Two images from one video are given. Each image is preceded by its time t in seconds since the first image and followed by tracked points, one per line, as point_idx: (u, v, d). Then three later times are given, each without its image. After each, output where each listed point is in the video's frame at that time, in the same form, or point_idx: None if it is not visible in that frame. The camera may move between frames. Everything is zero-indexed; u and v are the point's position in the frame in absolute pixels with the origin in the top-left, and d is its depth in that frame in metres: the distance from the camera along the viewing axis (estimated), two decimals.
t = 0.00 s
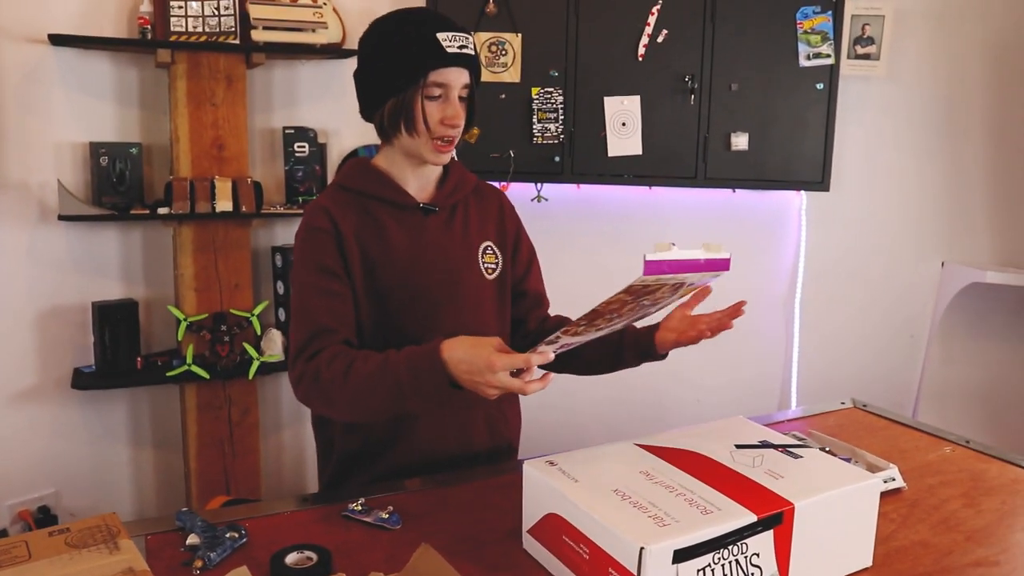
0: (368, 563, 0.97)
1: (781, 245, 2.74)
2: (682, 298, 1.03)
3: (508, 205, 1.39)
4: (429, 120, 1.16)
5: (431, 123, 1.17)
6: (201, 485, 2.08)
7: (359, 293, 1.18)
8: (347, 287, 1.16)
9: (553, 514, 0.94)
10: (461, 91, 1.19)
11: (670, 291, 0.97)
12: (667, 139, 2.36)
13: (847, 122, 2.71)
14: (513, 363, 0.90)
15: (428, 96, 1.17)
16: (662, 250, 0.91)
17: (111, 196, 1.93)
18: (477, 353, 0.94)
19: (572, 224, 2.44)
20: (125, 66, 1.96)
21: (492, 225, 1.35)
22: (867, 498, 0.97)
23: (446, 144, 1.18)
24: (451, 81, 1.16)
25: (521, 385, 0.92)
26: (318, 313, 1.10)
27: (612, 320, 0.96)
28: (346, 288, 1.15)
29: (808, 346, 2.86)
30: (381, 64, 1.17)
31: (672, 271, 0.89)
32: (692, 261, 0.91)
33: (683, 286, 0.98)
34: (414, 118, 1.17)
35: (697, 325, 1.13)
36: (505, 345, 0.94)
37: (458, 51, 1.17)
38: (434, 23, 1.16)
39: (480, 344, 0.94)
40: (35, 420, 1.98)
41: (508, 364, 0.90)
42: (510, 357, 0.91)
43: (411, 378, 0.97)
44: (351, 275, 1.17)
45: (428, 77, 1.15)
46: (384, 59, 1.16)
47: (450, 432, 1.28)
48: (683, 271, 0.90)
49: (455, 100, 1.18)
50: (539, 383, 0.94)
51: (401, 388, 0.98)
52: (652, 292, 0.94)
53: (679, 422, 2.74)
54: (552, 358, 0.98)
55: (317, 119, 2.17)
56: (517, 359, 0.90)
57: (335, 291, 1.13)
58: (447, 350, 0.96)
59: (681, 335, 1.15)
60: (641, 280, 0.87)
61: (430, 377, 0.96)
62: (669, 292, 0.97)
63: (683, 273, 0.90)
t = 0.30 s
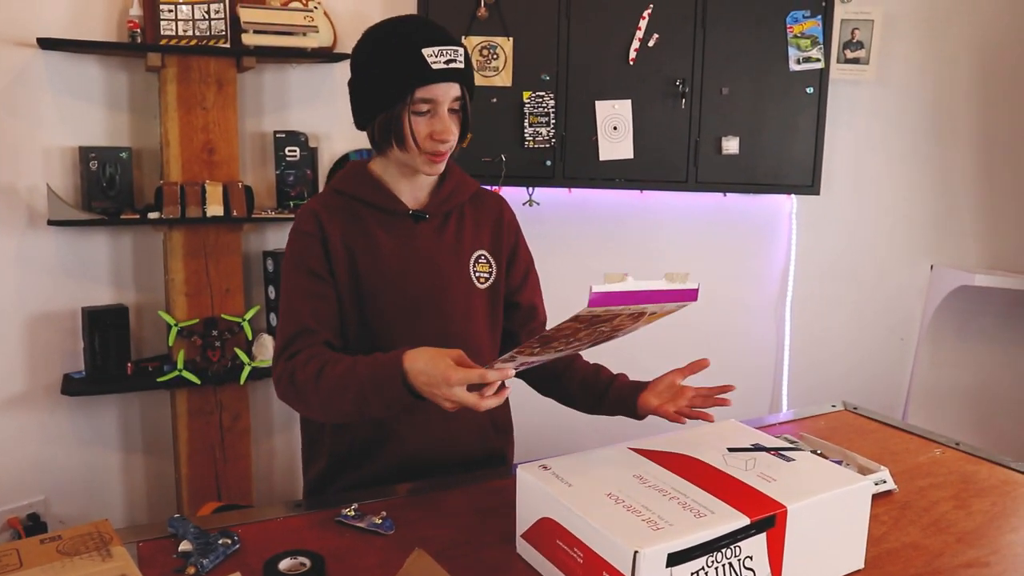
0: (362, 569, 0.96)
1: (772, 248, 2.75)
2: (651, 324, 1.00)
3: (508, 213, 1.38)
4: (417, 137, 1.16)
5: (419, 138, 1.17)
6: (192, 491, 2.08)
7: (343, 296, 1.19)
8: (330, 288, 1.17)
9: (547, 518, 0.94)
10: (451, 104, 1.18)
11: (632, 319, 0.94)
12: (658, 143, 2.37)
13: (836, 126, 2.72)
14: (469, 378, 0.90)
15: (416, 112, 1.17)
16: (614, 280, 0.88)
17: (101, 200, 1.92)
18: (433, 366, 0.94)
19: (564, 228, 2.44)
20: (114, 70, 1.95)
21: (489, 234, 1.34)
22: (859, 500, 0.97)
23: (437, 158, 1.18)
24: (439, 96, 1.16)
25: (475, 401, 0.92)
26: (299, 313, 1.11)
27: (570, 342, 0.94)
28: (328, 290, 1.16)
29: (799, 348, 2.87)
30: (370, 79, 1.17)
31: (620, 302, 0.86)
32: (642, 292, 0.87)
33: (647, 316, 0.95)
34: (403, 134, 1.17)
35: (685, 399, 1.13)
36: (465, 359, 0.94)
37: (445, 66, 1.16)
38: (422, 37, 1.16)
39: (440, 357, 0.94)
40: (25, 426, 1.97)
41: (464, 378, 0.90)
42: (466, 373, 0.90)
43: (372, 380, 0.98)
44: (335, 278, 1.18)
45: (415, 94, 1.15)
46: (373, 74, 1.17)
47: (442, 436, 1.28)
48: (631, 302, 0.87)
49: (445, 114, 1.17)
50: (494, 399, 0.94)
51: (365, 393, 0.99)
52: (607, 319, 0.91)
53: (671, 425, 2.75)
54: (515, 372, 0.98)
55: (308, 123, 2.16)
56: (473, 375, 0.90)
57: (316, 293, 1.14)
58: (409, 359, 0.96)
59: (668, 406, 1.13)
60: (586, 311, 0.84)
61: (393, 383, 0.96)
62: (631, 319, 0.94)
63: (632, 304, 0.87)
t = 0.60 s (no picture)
0: None
1: (773, 252, 2.75)
2: (637, 316, 1.00)
3: (517, 216, 1.36)
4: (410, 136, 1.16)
5: (413, 136, 1.16)
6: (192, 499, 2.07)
7: (342, 297, 1.19)
8: (329, 289, 1.17)
9: (550, 525, 0.94)
10: (447, 105, 1.17)
11: (612, 308, 0.94)
12: (657, 147, 2.37)
13: (836, 130, 2.73)
14: (447, 369, 0.89)
15: (411, 112, 1.16)
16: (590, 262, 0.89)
17: (100, 208, 1.92)
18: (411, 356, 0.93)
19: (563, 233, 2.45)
20: (114, 78, 1.95)
21: (494, 236, 1.32)
22: (864, 505, 0.97)
23: (433, 157, 1.17)
24: (432, 95, 1.15)
25: (454, 392, 0.92)
26: (297, 313, 1.13)
27: (550, 330, 0.94)
28: (326, 291, 1.17)
29: (801, 353, 2.86)
30: (366, 81, 1.18)
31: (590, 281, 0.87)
32: (617, 275, 0.88)
33: (628, 305, 0.95)
34: (398, 133, 1.17)
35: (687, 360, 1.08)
36: (445, 351, 0.94)
37: (438, 65, 1.15)
38: (415, 38, 1.16)
39: (422, 348, 0.94)
40: (25, 435, 1.97)
41: (442, 369, 0.90)
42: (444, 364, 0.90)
43: (355, 372, 0.98)
44: (334, 280, 1.18)
45: (409, 93, 1.15)
46: (369, 76, 1.17)
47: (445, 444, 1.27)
48: (604, 284, 0.87)
49: (439, 114, 1.16)
50: (473, 390, 0.93)
51: (349, 385, 0.99)
52: (584, 305, 0.92)
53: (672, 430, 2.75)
54: (499, 364, 0.98)
55: (308, 130, 2.16)
56: (451, 366, 0.89)
57: (314, 294, 1.15)
58: (390, 350, 0.96)
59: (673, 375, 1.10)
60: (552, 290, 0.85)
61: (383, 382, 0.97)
62: (611, 308, 0.95)
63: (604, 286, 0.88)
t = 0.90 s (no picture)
0: None
1: (778, 255, 2.74)
2: (627, 291, 1.00)
3: (524, 213, 1.34)
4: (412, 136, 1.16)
5: (415, 136, 1.16)
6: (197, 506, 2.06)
7: (348, 298, 1.20)
8: (335, 290, 1.18)
9: (557, 531, 0.93)
10: (447, 105, 1.17)
11: (600, 287, 0.94)
12: (661, 151, 2.36)
13: (841, 133, 2.72)
14: (443, 362, 0.91)
15: (412, 113, 1.16)
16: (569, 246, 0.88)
17: (104, 215, 1.92)
18: (410, 352, 0.95)
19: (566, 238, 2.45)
20: (118, 85, 1.95)
21: (501, 234, 1.31)
22: (874, 510, 0.96)
23: (437, 157, 1.17)
24: (432, 96, 1.15)
25: (453, 385, 0.93)
26: (303, 313, 1.14)
27: (540, 317, 0.93)
28: (333, 292, 1.18)
29: (807, 357, 2.85)
30: (367, 83, 1.18)
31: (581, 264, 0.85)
32: (604, 254, 0.88)
33: (617, 281, 0.95)
34: (399, 134, 1.17)
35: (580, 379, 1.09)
36: (442, 346, 0.95)
37: (437, 66, 1.15)
38: (414, 39, 1.16)
39: (420, 344, 0.96)
40: (29, 443, 1.96)
41: (439, 363, 0.91)
42: (440, 358, 0.92)
43: (354, 370, 1.00)
44: (340, 280, 1.19)
45: (410, 95, 1.15)
46: (369, 78, 1.17)
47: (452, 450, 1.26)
48: (594, 265, 0.87)
49: (440, 114, 1.16)
50: (471, 381, 0.94)
51: (349, 384, 1.02)
52: (572, 289, 0.91)
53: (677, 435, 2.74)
54: (495, 353, 0.97)
55: (311, 136, 2.16)
56: (446, 360, 0.91)
57: (320, 295, 1.16)
58: (388, 348, 0.98)
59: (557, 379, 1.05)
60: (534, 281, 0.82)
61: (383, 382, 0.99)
62: (599, 287, 0.94)
63: (595, 266, 0.87)
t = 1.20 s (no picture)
0: None
1: (778, 258, 2.73)
2: (623, 304, 0.97)
3: (525, 220, 1.32)
4: (413, 138, 1.16)
5: (416, 139, 1.16)
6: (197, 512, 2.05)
7: (348, 303, 1.20)
8: (334, 295, 1.18)
9: (562, 537, 0.92)
10: (448, 109, 1.17)
11: (592, 297, 0.91)
12: (661, 154, 2.36)
13: (841, 136, 2.72)
14: (433, 369, 0.91)
15: (413, 115, 1.16)
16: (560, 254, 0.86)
17: (104, 220, 1.91)
18: (403, 356, 0.95)
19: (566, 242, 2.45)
20: (117, 91, 1.95)
21: (502, 240, 1.29)
22: (879, 514, 0.96)
23: (437, 160, 1.17)
24: (434, 99, 1.15)
25: (444, 392, 0.93)
26: (304, 318, 1.15)
27: (532, 324, 0.92)
28: (333, 298, 1.18)
29: (808, 359, 2.84)
30: (369, 86, 1.18)
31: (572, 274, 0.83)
32: (595, 264, 0.85)
33: (610, 293, 0.92)
34: (400, 137, 1.17)
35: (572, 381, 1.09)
36: (436, 352, 0.95)
37: (438, 69, 1.15)
38: (415, 43, 1.15)
39: (414, 350, 0.96)
40: (29, 449, 1.96)
41: (430, 369, 0.92)
42: (432, 365, 0.92)
43: (350, 375, 1.00)
44: (340, 285, 1.19)
45: (411, 98, 1.15)
46: (371, 82, 1.17)
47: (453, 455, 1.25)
48: (584, 276, 0.85)
49: (441, 117, 1.16)
50: (462, 390, 0.93)
51: (344, 389, 1.02)
52: (564, 299, 0.89)
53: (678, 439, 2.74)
54: (490, 361, 0.97)
55: (311, 140, 2.16)
56: (437, 367, 0.91)
57: (320, 300, 1.16)
58: (383, 352, 0.98)
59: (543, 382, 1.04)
60: (521, 287, 0.80)
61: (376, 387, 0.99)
62: (592, 298, 0.91)
63: (586, 276, 0.85)
